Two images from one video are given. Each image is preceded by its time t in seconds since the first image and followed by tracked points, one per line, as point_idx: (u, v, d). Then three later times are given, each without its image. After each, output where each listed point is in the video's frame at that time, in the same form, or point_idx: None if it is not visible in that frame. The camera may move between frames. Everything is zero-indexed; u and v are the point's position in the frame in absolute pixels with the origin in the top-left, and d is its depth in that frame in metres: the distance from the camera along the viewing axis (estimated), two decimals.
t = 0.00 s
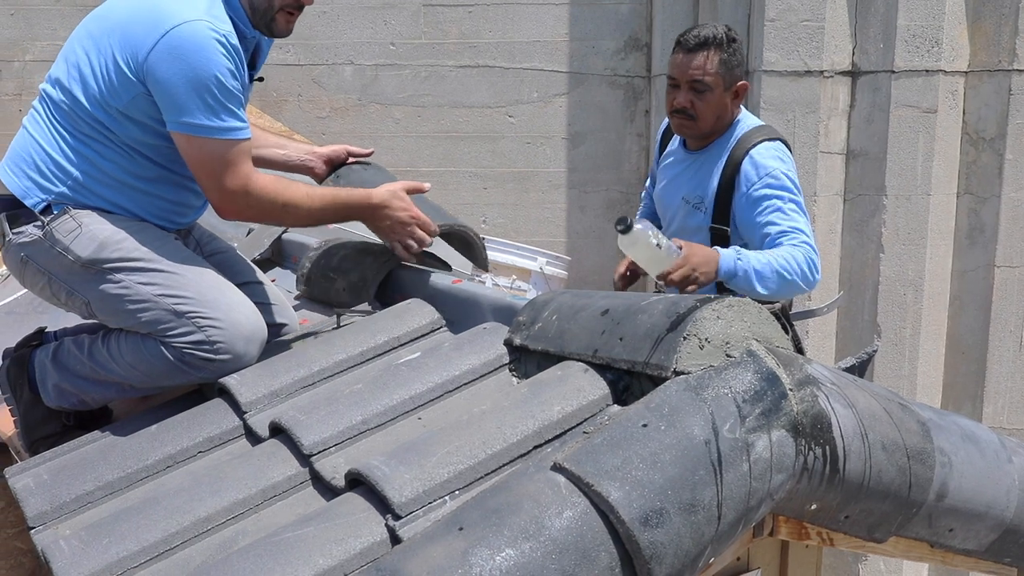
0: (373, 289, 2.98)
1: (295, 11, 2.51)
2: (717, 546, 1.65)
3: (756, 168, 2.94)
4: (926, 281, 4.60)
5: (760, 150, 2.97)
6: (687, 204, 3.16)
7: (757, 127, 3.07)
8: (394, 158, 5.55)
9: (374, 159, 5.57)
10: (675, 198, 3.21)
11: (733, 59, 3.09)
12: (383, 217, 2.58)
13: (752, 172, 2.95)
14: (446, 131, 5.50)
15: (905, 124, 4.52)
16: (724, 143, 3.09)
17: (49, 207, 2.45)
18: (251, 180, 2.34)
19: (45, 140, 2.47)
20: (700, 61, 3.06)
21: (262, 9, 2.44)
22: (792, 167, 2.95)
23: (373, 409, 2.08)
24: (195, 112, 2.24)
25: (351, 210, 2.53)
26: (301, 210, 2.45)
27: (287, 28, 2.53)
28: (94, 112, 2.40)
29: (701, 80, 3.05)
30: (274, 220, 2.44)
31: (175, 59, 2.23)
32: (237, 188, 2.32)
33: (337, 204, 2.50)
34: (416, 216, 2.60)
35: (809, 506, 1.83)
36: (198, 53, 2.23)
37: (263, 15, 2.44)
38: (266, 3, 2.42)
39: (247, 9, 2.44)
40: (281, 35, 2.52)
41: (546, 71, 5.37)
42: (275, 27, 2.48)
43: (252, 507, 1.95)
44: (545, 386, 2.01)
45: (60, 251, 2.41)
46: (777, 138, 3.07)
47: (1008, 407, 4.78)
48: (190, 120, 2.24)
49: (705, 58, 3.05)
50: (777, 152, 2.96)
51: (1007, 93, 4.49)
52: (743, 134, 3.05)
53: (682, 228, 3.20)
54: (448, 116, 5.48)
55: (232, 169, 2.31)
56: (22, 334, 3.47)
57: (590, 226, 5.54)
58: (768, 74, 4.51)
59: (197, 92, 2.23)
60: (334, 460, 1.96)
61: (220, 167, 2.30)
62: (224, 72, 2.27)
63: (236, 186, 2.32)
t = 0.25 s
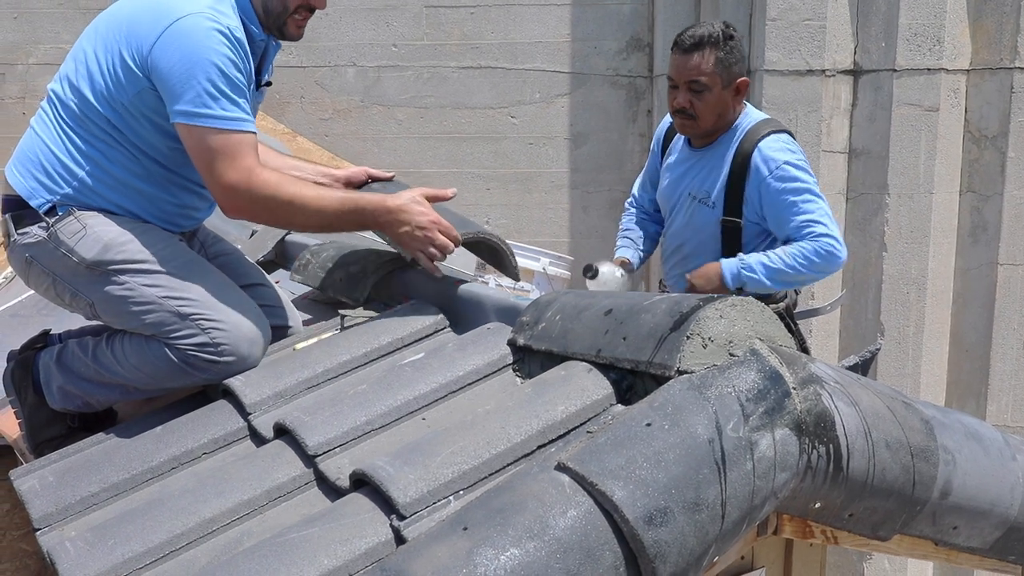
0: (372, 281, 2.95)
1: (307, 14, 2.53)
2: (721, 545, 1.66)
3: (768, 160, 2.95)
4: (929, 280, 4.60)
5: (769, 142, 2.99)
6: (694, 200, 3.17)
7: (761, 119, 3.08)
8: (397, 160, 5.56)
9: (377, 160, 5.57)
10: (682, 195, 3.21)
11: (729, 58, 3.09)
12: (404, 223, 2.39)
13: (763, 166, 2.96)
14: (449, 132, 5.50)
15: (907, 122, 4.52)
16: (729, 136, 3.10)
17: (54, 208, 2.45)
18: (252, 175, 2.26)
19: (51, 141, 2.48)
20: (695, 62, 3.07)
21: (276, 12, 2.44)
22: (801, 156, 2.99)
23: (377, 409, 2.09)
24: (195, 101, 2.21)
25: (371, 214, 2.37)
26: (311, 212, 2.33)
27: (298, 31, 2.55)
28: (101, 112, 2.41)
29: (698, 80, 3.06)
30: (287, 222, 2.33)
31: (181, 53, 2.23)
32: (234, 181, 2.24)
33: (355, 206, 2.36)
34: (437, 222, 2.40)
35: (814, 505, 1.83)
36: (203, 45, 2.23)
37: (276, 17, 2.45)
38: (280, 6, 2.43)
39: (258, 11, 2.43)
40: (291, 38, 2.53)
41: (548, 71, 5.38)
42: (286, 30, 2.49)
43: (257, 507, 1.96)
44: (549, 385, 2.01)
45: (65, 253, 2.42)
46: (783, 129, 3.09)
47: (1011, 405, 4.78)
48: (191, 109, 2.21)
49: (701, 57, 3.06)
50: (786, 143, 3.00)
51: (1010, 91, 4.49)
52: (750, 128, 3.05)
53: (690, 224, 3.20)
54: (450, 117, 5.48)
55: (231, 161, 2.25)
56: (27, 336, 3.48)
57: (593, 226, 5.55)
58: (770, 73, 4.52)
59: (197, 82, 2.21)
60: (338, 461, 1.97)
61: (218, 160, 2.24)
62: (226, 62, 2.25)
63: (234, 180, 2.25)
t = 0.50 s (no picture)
0: (374, 295, 2.99)
1: (317, 17, 2.51)
2: (722, 544, 1.66)
3: (780, 157, 2.96)
4: (930, 279, 4.60)
5: (779, 141, 2.99)
6: (699, 200, 3.16)
7: (768, 120, 3.08)
8: (398, 160, 5.56)
9: (378, 160, 5.58)
10: (687, 195, 3.20)
11: (689, 81, 3.01)
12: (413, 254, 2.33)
13: (777, 162, 2.97)
14: (449, 132, 5.51)
15: (908, 121, 4.52)
16: (733, 138, 3.09)
17: (55, 208, 2.46)
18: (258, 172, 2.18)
19: (54, 141, 2.49)
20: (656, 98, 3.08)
21: (284, 17, 2.43)
22: (812, 150, 3.01)
23: (379, 409, 2.09)
24: (197, 93, 2.17)
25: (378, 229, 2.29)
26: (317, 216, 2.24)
27: (308, 33, 2.53)
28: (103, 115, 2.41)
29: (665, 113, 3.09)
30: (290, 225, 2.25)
31: (184, 50, 2.22)
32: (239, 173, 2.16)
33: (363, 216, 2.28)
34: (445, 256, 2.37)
35: (815, 503, 1.83)
36: (205, 42, 2.22)
37: (286, 21, 2.43)
38: (289, 10, 2.42)
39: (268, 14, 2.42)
40: (302, 41, 2.52)
41: (549, 71, 5.38)
42: (296, 33, 2.48)
43: (259, 507, 1.96)
44: (550, 384, 2.02)
45: (66, 253, 2.42)
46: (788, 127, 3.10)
47: (1012, 405, 4.78)
48: (193, 100, 2.17)
49: (655, 95, 3.07)
50: (795, 140, 3.02)
51: (1011, 90, 4.49)
52: (756, 128, 3.05)
53: (696, 224, 3.19)
54: (451, 116, 5.48)
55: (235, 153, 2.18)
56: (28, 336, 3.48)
57: (594, 225, 5.55)
58: (770, 73, 4.52)
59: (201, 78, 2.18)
60: (340, 460, 1.97)
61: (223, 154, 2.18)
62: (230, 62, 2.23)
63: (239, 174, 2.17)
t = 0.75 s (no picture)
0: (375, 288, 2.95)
1: (317, 22, 2.50)
2: (725, 540, 1.66)
3: (779, 151, 2.97)
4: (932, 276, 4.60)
5: (777, 135, 2.99)
6: (698, 195, 3.16)
7: (768, 114, 3.07)
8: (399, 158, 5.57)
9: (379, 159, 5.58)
10: (688, 189, 3.21)
11: (704, 60, 3.05)
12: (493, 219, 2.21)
13: (775, 157, 2.98)
14: (450, 130, 5.51)
15: (910, 119, 4.52)
16: (733, 132, 3.10)
17: (59, 207, 2.47)
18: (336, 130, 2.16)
19: (57, 141, 2.48)
20: (671, 76, 3.09)
21: (285, 18, 2.41)
22: (812, 148, 3.01)
23: (381, 406, 2.09)
24: (240, 81, 2.15)
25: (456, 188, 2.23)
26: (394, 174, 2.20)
27: (308, 37, 2.52)
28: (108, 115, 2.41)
29: (677, 93, 3.09)
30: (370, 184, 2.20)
31: (206, 47, 2.19)
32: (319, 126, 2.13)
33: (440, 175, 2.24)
34: (531, 227, 2.22)
35: (817, 500, 1.84)
36: (229, 35, 2.18)
37: (285, 22, 2.42)
38: (290, 10, 2.40)
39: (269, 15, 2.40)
40: (300, 45, 2.50)
41: (550, 68, 5.38)
42: (295, 35, 2.46)
43: (262, 504, 1.96)
44: (553, 381, 2.02)
45: (69, 251, 2.43)
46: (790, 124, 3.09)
47: (1014, 402, 4.78)
48: (242, 87, 2.14)
49: (671, 72, 3.08)
50: (795, 135, 3.01)
51: (1012, 87, 4.49)
52: (756, 123, 3.05)
53: (696, 220, 3.20)
54: (452, 114, 5.49)
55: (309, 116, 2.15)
56: (31, 334, 3.49)
57: (595, 223, 5.55)
58: (771, 70, 4.53)
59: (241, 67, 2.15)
60: (343, 457, 1.97)
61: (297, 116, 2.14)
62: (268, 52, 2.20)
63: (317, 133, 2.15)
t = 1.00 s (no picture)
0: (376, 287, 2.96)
1: (322, 20, 2.51)
2: (726, 535, 1.66)
3: (778, 147, 2.97)
4: (932, 272, 4.60)
5: (777, 130, 3.00)
6: (698, 187, 3.16)
7: (770, 109, 3.08)
8: (400, 154, 5.56)
9: (380, 154, 5.57)
10: (688, 180, 3.20)
11: (719, 45, 3.09)
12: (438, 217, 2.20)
13: (774, 151, 2.98)
14: (451, 125, 5.50)
15: (911, 114, 4.51)
16: (734, 125, 3.11)
17: (58, 201, 2.46)
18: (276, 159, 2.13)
19: (58, 134, 2.48)
20: (685, 57, 3.10)
21: (293, 17, 2.42)
22: (812, 146, 3.00)
23: (382, 401, 2.10)
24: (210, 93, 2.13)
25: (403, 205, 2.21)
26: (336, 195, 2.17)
27: (313, 37, 2.52)
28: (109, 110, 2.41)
29: (690, 74, 3.09)
30: (315, 219, 2.18)
31: (199, 49, 2.19)
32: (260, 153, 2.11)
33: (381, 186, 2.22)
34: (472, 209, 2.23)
35: (818, 495, 1.84)
36: (220, 41, 2.18)
37: (293, 23, 2.42)
38: (297, 11, 2.41)
39: (275, 16, 2.40)
40: (306, 42, 2.51)
41: (551, 64, 5.37)
42: (302, 35, 2.47)
43: (263, 499, 1.96)
44: (554, 376, 2.02)
45: (70, 246, 2.43)
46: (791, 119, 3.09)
47: (1014, 397, 4.78)
48: (211, 101, 2.12)
49: (687, 53, 3.09)
50: (796, 131, 3.01)
51: (1013, 83, 4.48)
52: (758, 117, 3.06)
53: (695, 212, 3.18)
54: (453, 110, 5.48)
55: (249, 146, 2.13)
56: (32, 329, 3.49)
57: (596, 218, 5.55)
58: (772, 65, 4.53)
59: (215, 73, 2.15)
60: (343, 452, 1.97)
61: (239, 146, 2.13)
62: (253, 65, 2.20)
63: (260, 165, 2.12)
